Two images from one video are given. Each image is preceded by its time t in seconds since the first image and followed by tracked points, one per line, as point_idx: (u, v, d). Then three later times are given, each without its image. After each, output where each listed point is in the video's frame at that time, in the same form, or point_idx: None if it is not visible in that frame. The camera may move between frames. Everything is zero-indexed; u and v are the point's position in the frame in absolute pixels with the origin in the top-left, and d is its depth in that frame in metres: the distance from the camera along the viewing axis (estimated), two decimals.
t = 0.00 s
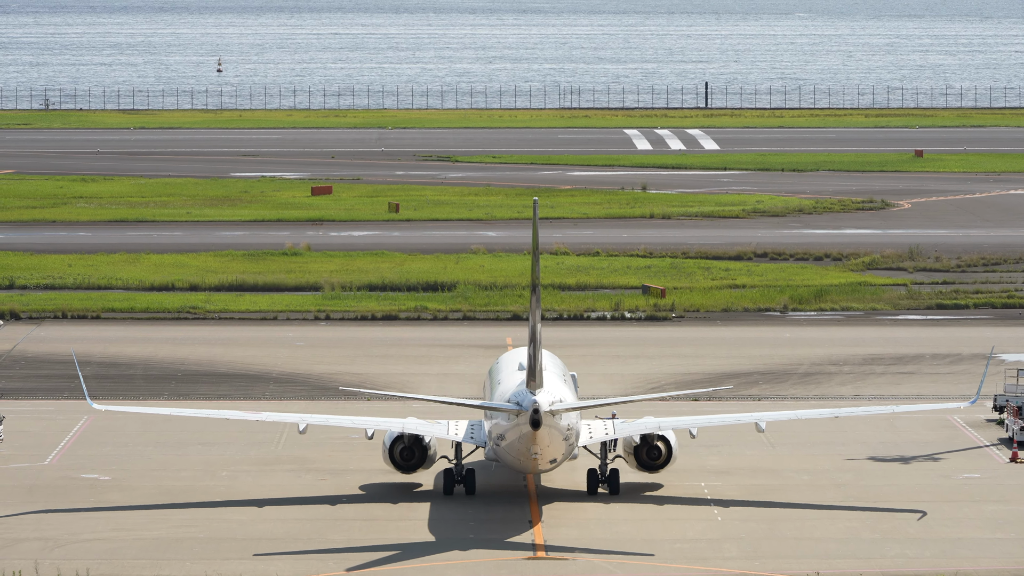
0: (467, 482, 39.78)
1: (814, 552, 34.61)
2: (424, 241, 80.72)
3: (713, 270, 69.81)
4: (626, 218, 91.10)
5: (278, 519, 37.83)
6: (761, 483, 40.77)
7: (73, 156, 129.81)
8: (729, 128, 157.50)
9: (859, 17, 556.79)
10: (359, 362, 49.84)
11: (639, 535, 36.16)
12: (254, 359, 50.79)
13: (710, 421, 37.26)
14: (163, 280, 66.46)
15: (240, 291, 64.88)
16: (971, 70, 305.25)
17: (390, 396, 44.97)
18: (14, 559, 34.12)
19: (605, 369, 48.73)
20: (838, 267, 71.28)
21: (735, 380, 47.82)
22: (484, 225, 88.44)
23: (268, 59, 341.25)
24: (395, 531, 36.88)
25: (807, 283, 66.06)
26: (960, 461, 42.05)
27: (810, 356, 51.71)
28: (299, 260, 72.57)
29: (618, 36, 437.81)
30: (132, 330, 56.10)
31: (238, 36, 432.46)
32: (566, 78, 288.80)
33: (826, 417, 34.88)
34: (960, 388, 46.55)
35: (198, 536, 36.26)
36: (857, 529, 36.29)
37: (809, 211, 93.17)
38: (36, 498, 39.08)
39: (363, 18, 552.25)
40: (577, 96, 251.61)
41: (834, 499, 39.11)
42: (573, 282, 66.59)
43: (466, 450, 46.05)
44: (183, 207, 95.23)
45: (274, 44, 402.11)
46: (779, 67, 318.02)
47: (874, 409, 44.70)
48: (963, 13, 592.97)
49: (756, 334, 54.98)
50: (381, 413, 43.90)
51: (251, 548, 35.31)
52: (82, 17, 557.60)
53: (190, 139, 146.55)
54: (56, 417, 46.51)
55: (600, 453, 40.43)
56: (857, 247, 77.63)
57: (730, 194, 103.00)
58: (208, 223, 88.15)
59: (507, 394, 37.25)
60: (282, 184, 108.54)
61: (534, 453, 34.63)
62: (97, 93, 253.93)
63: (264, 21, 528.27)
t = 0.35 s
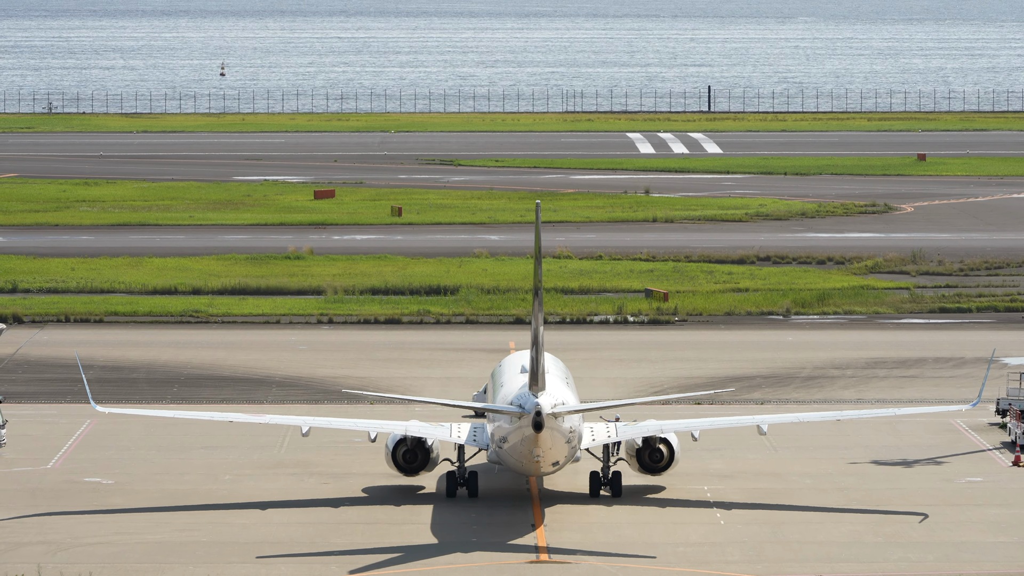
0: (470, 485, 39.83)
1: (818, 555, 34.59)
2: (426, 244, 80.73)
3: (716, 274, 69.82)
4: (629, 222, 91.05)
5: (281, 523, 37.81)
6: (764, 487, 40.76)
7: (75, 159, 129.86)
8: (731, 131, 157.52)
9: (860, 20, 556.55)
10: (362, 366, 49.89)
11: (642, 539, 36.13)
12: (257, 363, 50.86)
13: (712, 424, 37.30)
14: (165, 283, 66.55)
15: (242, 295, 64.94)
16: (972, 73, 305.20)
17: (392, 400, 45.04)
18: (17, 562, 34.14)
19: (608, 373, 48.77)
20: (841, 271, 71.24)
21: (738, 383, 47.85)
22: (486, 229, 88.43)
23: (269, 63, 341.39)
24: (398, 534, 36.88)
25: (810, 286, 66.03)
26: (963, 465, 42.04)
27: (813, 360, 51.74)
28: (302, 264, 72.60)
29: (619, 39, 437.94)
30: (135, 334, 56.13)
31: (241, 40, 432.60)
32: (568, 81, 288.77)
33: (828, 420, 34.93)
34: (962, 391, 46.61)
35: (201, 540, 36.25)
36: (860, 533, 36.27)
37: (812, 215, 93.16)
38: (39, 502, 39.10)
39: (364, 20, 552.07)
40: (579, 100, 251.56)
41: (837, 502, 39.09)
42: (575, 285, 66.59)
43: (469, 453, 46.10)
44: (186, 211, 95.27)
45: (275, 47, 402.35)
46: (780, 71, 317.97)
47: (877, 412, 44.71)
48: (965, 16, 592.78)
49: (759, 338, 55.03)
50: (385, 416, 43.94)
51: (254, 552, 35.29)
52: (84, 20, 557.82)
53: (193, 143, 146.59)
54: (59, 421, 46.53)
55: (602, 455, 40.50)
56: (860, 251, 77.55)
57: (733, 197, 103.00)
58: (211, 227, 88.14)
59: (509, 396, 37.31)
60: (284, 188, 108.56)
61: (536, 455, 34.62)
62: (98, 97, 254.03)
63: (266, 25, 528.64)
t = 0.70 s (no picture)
0: (473, 487, 39.87)
1: (821, 559, 34.56)
2: (430, 248, 80.74)
3: (720, 278, 69.86)
4: (632, 226, 91.04)
5: (284, 527, 37.77)
6: (767, 491, 40.75)
7: (78, 163, 129.91)
8: (733, 135, 157.58)
9: (860, 24, 555.87)
10: (365, 370, 49.91)
11: (646, 542, 36.09)
12: (260, 367, 50.89)
13: (716, 426, 37.30)
14: (168, 287, 66.58)
15: (245, 299, 64.98)
16: (974, 77, 305.21)
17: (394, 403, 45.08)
18: (20, 566, 34.12)
19: (611, 377, 48.81)
20: (844, 275, 71.27)
21: (741, 387, 47.87)
22: (489, 233, 88.39)
23: (271, 67, 341.69)
24: (401, 537, 36.84)
25: (814, 290, 66.04)
26: (966, 469, 42.05)
27: (815, 364, 51.76)
28: (305, 268, 72.61)
29: (620, 43, 437.94)
30: (137, 338, 56.17)
31: (242, 44, 432.77)
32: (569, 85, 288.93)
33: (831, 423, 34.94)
34: (965, 395, 46.65)
35: (204, 544, 36.21)
36: (862, 537, 36.26)
37: (814, 219, 93.18)
38: (42, 506, 39.13)
39: (364, 24, 552.20)
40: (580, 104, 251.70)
41: (840, 506, 39.08)
42: (579, 289, 66.62)
43: (472, 456, 46.11)
44: (189, 215, 95.29)
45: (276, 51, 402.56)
46: (781, 74, 318.13)
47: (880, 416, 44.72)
48: (965, 19, 593.03)
49: (762, 341, 55.08)
50: (388, 420, 43.94)
51: (257, 556, 35.25)
52: (84, 24, 558.03)
53: (195, 147, 146.66)
54: (62, 426, 46.54)
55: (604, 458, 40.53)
56: (864, 255, 77.54)
57: (735, 201, 103.03)
58: (214, 231, 88.14)
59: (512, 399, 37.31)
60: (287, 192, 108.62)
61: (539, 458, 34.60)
62: (100, 101, 254.29)
63: (268, 28, 528.94)
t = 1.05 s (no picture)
0: (465, 493, 39.82)
1: (813, 566, 34.47)
2: (422, 255, 80.71)
3: (712, 285, 69.87)
4: (625, 233, 91.06)
5: (276, 534, 37.68)
6: (760, 497, 40.68)
7: (72, 170, 129.75)
8: (726, 142, 157.74)
9: (856, 30, 556.06)
10: (357, 377, 49.91)
11: (637, 548, 36.02)
12: (253, 373, 50.87)
13: (707, 432, 37.28)
14: (161, 294, 66.56)
15: (238, 305, 64.98)
16: (968, 83, 305.73)
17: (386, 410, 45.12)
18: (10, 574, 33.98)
19: (604, 383, 48.82)
20: (836, 282, 71.30)
21: (734, 394, 47.83)
22: (482, 240, 88.36)
23: (265, 73, 342.00)
24: (394, 543, 36.76)
25: (806, 297, 66.07)
26: (958, 476, 42.03)
27: (807, 370, 51.77)
28: (298, 274, 72.64)
29: (615, 49, 438.08)
30: (130, 345, 56.12)
31: (237, 50, 432.86)
32: (565, 91, 289.13)
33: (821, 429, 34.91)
34: (957, 401, 46.68)
35: (195, 551, 36.07)
36: (853, 544, 36.19)
37: (808, 225, 93.24)
38: (35, 514, 39.02)
39: (361, 30, 552.92)
40: (576, 110, 251.67)
41: (832, 513, 39.02)
42: (571, 296, 66.62)
43: (464, 462, 46.07)
44: (182, 222, 95.22)
45: (273, 57, 402.62)
46: (775, 81, 318.64)
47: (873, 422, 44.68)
48: (960, 25, 594.44)
49: (754, 348, 55.11)
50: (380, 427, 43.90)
51: (249, 563, 35.12)
52: (80, 30, 557.85)
53: (189, 153, 146.62)
54: (54, 433, 46.47)
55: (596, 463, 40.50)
56: (856, 262, 77.56)
57: (729, 208, 103.05)
58: (207, 238, 88.09)
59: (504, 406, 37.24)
60: (280, 199, 108.52)
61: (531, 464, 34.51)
62: (95, 107, 254.38)
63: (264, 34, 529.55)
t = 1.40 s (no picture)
0: (454, 495, 39.72)
1: (803, 568, 34.35)
2: (411, 258, 80.60)
3: (701, 288, 69.86)
4: (614, 236, 91.05)
5: (266, 536, 37.50)
6: (751, 500, 40.59)
7: (63, 173, 129.58)
8: (718, 145, 157.82)
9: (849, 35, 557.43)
10: (347, 380, 49.83)
11: (627, 551, 35.89)
12: (243, 377, 50.76)
13: (696, 434, 37.22)
14: (150, 297, 66.43)
15: (227, 309, 64.90)
16: (958, 87, 306.38)
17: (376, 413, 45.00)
18: None
19: (593, 386, 48.77)
20: (825, 285, 71.27)
21: (724, 398, 47.76)
22: (472, 243, 88.27)
23: (256, 78, 341.96)
24: (384, 546, 36.59)
25: (795, 300, 66.08)
26: (949, 479, 41.96)
27: (797, 373, 51.76)
28: (288, 278, 72.58)
29: (606, 53, 438.43)
30: (119, 348, 55.99)
31: (229, 55, 432.91)
32: (558, 95, 289.15)
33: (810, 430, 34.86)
34: (946, 404, 46.67)
35: (185, 554, 35.84)
36: (843, 546, 36.08)
37: (797, 228, 93.29)
38: (24, 517, 38.81)
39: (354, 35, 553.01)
40: (568, 113, 251.64)
41: (823, 516, 38.90)
42: (560, 299, 66.56)
43: (454, 465, 45.96)
44: (171, 225, 95.10)
45: (265, 61, 402.49)
46: (766, 85, 319.03)
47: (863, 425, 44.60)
48: (952, 30, 596.41)
49: (744, 351, 55.09)
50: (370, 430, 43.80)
51: (239, 565, 34.93)
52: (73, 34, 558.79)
53: (180, 157, 146.48)
54: (44, 436, 46.31)
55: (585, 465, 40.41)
56: (844, 265, 77.56)
57: (719, 211, 103.06)
58: (196, 241, 87.96)
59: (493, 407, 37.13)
60: (271, 202, 108.43)
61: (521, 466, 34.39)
62: (86, 111, 254.08)
63: (258, 39, 529.24)
